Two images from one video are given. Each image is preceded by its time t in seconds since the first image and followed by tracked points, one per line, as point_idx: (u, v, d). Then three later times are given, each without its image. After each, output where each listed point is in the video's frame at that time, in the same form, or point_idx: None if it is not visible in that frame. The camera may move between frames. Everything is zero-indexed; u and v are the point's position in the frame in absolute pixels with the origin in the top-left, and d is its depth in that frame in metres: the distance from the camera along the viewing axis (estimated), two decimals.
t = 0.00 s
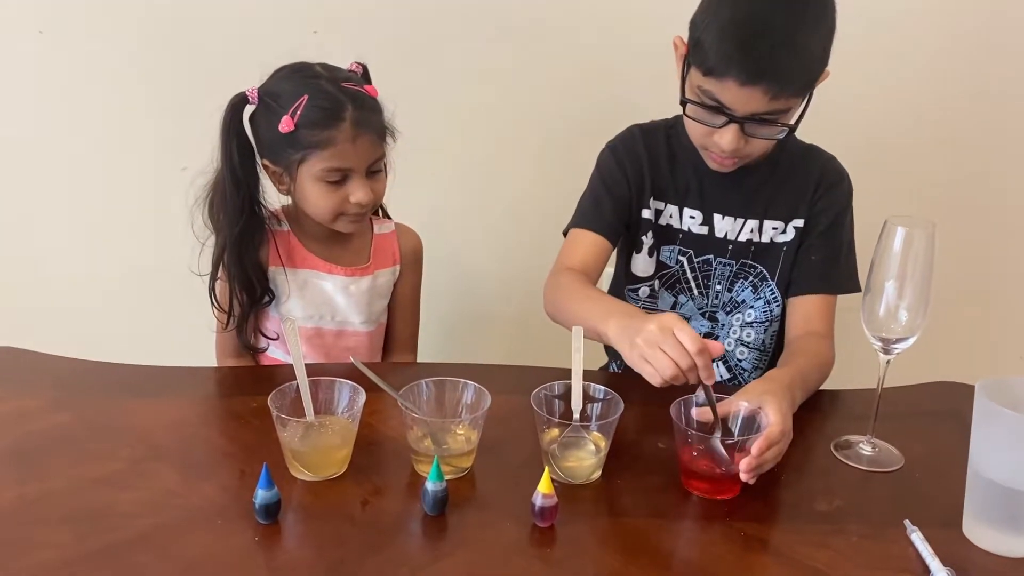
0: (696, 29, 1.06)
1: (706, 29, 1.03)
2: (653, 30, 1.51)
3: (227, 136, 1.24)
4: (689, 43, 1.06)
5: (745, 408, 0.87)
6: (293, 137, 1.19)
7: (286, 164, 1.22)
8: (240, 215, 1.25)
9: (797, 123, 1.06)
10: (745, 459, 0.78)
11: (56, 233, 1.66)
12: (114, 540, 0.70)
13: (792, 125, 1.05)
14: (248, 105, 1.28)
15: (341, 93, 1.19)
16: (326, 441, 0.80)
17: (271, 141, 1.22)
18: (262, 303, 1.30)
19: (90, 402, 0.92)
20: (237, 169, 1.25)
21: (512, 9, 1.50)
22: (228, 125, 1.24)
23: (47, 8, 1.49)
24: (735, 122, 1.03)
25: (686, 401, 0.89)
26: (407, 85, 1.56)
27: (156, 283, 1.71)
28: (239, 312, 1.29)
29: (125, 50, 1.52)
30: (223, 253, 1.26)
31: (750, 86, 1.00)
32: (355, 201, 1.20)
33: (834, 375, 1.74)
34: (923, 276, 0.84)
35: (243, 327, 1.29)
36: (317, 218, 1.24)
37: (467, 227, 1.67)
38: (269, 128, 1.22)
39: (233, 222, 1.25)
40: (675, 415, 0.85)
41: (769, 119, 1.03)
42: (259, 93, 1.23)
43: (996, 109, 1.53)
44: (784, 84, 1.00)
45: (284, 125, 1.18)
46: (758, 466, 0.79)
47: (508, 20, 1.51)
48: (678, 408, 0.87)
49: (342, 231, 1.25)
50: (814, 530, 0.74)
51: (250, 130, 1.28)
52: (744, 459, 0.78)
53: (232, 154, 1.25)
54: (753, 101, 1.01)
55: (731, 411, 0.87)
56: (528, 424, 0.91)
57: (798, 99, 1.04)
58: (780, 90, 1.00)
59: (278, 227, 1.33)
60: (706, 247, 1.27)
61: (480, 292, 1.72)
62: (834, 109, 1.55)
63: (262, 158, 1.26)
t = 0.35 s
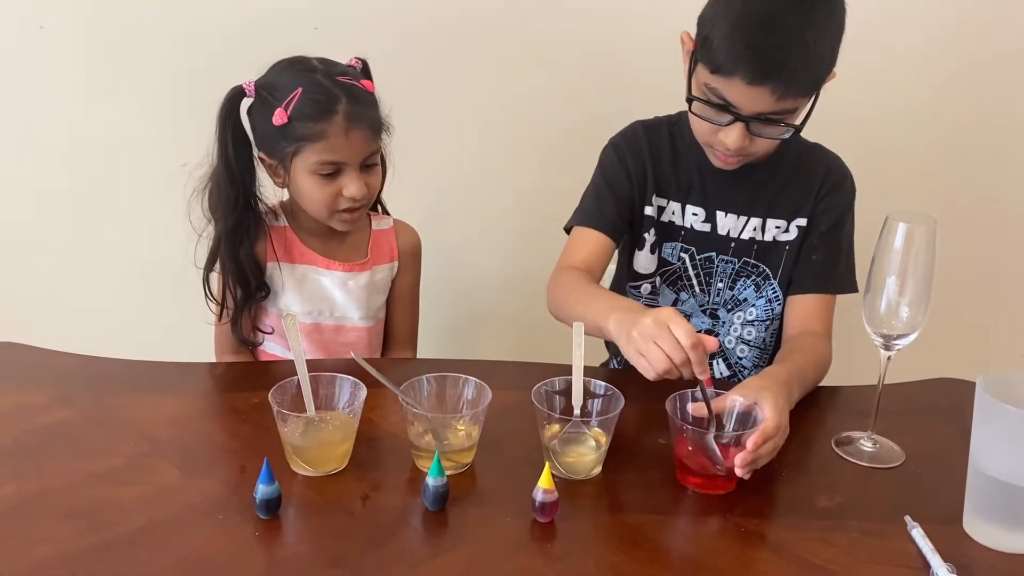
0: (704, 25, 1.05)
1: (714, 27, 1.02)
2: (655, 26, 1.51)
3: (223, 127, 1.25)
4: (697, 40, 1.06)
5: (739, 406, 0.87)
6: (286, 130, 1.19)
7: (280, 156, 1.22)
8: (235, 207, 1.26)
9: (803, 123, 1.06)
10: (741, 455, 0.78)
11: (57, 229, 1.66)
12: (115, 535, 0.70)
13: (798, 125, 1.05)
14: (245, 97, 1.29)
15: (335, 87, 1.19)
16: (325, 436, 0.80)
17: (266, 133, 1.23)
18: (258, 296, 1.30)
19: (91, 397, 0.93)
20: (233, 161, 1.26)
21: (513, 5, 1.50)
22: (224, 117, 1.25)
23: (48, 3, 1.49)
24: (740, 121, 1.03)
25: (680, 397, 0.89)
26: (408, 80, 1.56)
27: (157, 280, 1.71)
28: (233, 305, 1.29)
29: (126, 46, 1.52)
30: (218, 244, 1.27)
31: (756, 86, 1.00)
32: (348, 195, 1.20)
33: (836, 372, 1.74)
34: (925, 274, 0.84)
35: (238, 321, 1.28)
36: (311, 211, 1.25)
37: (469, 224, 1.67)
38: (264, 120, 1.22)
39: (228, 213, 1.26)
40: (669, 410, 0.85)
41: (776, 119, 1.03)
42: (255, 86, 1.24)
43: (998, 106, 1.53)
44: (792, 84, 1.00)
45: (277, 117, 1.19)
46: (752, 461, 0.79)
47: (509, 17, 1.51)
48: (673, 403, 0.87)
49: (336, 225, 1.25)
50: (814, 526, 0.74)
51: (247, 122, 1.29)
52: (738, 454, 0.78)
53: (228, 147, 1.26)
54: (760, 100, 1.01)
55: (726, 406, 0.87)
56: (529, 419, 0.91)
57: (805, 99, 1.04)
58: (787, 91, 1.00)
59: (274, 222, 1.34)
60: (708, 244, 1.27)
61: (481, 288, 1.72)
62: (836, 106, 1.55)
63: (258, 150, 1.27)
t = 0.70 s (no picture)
0: (711, 28, 1.05)
1: (721, 31, 1.02)
2: (659, 25, 1.51)
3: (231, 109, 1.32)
4: (704, 43, 1.05)
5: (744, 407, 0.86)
6: (278, 103, 1.23)
7: (275, 132, 1.26)
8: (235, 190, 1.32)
9: (810, 127, 1.06)
10: (745, 456, 0.78)
11: (58, 227, 1.66)
12: (118, 534, 0.70)
13: (805, 129, 1.05)
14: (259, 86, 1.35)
15: (327, 63, 1.23)
16: (329, 436, 0.80)
17: (263, 109, 1.27)
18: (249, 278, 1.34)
19: (94, 396, 0.93)
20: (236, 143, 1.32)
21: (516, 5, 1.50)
22: (233, 96, 1.31)
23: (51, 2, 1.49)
24: (747, 126, 1.02)
25: (685, 398, 0.89)
26: (411, 79, 1.55)
27: (159, 279, 1.71)
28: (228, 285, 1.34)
29: (128, 45, 1.52)
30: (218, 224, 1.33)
31: (763, 92, 0.99)
32: (333, 172, 1.21)
33: (839, 372, 1.73)
34: (930, 274, 0.84)
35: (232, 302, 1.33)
36: (302, 191, 1.26)
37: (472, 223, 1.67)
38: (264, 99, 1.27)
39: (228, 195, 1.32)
40: (674, 412, 0.85)
41: (782, 123, 1.03)
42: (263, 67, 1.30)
43: (1002, 105, 1.53)
44: (799, 90, 1.00)
45: (270, 90, 1.23)
46: (757, 462, 0.79)
47: (511, 16, 1.51)
48: (677, 404, 0.86)
49: (323, 205, 1.25)
50: (818, 527, 0.73)
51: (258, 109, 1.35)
52: (742, 456, 0.78)
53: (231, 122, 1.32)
54: (767, 106, 1.01)
55: (731, 407, 0.86)
56: (532, 419, 0.91)
57: (812, 104, 1.04)
58: (794, 96, 1.00)
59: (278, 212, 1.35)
60: (713, 244, 1.26)
61: (483, 287, 1.72)
62: (839, 106, 1.55)
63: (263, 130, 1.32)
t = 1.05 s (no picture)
0: (713, 25, 1.04)
1: (723, 28, 1.02)
2: (661, 24, 1.51)
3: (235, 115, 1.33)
4: (706, 40, 1.05)
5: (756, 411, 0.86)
6: (276, 102, 1.24)
7: (276, 132, 1.27)
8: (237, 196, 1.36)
9: (812, 123, 1.06)
10: (752, 454, 0.78)
11: (60, 226, 1.66)
12: (120, 534, 0.70)
13: (809, 125, 1.04)
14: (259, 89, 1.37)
15: (321, 56, 1.23)
16: (333, 434, 0.80)
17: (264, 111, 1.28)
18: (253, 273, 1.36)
19: (96, 395, 0.92)
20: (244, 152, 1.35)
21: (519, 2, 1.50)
22: (234, 101, 1.33)
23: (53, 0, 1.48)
24: (750, 123, 1.02)
25: (691, 395, 0.89)
26: (413, 76, 1.55)
27: (162, 278, 1.71)
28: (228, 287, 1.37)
29: (130, 43, 1.52)
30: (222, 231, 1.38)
31: (766, 89, 0.99)
32: (335, 163, 1.21)
33: (843, 370, 1.73)
34: (934, 272, 0.83)
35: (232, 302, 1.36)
36: (309, 189, 1.27)
37: (475, 221, 1.67)
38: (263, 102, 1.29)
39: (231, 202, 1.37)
40: (679, 411, 0.84)
41: (786, 120, 1.03)
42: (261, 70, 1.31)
43: (1006, 102, 1.52)
44: (801, 86, 0.99)
45: (267, 90, 1.24)
46: (763, 461, 0.78)
47: (513, 14, 1.50)
48: (682, 404, 0.86)
49: (334, 199, 1.26)
50: (822, 525, 0.73)
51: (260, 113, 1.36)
52: (749, 454, 0.78)
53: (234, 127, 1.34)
54: (771, 102, 1.01)
55: (735, 406, 0.86)
56: (535, 418, 0.91)
57: (815, 100, 1.03)
58: (798, 92, 1.00)
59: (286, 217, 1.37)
60: (717, 243, 1.26)
61: (486, 286, 1.72)
62: (842, 104, 1.54)
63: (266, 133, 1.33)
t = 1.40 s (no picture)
0: (717, 27, 1.05)
1: (727, 29, 1.03)
2: (663, 24, 1.51)
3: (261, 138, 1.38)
4: (710, 42, 1.06)
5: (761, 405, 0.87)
6: (290, 113, 1.29)
7: (297, 144, 1.32)
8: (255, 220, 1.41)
9: (815, 124, 1.07)
10: (753, 451, 0.78)
11: (66, 225, 1.67)
12: (129, 529, 0.71)
13: (811, 127, 1.05)
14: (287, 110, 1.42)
15: (321, 60, 1.28)
16: (339, 431, 0.81)
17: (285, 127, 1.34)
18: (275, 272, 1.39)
19: (104, 392, 0.93)
20: (266, 169, 1.39)
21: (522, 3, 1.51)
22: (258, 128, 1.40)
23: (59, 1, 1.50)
24: (753, 124, 1.03)
25: (692, 393, 0.89)
26: (417, 77, 1.56)
27: (168, 276, 1.72)
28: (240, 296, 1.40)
29: (135, 44, 1.53)
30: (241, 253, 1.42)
31: (769, 90, 1.00)
32: (349, 159, 1.25)
33: (844, 369, 1.74)
34: (934, 270, 0.84)
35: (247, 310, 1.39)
36: (333, 191, 1.31)
37: (478, 220, 1.68)
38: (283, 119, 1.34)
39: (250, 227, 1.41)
40: (681, 408, 0.85)
41: (788, 122, 1.04)
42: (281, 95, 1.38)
43: (1007, 102, 1.53)
44: (805, 87, 1.00)
45: (280, 105, 1.30)
46: (763, 458, 0.79)
47: (516, 15, 1.51)
48: (684, 401, 0.87)
49: (357, 197, 1.29)
50: (823, 521, 0.74)
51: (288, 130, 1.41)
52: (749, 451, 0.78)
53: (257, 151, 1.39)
54: (773, 104, 1.02)
55: (737, 404, 0.87)
56: (538, 415, 0.92)
57: (818, 101, 1.04)
58: (801, 94, 1.01)
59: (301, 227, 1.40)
60: (719, 242, 1.27)
61: (489, 285, 1.73)
62: (843, 104, 1.55)
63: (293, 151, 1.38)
